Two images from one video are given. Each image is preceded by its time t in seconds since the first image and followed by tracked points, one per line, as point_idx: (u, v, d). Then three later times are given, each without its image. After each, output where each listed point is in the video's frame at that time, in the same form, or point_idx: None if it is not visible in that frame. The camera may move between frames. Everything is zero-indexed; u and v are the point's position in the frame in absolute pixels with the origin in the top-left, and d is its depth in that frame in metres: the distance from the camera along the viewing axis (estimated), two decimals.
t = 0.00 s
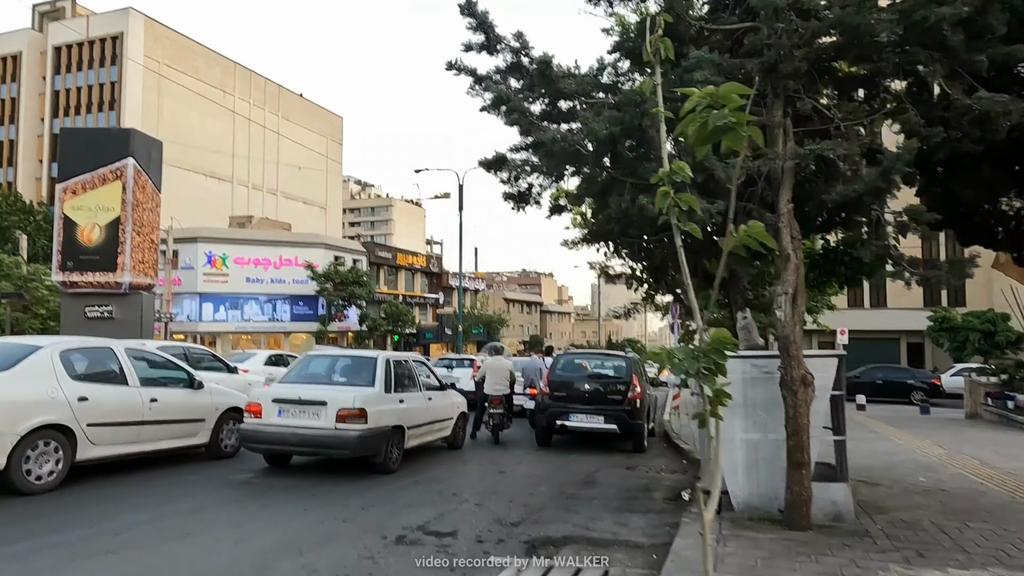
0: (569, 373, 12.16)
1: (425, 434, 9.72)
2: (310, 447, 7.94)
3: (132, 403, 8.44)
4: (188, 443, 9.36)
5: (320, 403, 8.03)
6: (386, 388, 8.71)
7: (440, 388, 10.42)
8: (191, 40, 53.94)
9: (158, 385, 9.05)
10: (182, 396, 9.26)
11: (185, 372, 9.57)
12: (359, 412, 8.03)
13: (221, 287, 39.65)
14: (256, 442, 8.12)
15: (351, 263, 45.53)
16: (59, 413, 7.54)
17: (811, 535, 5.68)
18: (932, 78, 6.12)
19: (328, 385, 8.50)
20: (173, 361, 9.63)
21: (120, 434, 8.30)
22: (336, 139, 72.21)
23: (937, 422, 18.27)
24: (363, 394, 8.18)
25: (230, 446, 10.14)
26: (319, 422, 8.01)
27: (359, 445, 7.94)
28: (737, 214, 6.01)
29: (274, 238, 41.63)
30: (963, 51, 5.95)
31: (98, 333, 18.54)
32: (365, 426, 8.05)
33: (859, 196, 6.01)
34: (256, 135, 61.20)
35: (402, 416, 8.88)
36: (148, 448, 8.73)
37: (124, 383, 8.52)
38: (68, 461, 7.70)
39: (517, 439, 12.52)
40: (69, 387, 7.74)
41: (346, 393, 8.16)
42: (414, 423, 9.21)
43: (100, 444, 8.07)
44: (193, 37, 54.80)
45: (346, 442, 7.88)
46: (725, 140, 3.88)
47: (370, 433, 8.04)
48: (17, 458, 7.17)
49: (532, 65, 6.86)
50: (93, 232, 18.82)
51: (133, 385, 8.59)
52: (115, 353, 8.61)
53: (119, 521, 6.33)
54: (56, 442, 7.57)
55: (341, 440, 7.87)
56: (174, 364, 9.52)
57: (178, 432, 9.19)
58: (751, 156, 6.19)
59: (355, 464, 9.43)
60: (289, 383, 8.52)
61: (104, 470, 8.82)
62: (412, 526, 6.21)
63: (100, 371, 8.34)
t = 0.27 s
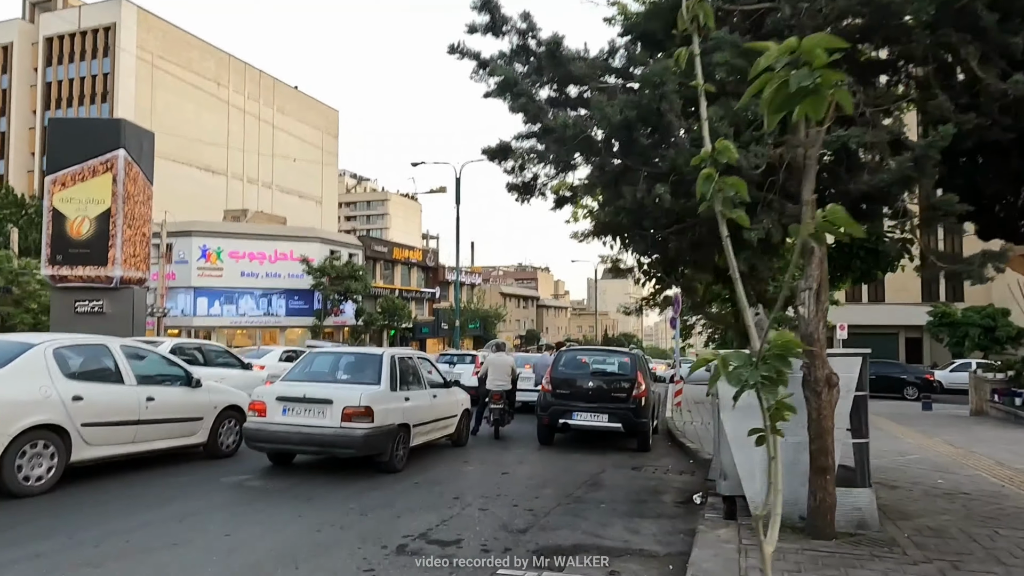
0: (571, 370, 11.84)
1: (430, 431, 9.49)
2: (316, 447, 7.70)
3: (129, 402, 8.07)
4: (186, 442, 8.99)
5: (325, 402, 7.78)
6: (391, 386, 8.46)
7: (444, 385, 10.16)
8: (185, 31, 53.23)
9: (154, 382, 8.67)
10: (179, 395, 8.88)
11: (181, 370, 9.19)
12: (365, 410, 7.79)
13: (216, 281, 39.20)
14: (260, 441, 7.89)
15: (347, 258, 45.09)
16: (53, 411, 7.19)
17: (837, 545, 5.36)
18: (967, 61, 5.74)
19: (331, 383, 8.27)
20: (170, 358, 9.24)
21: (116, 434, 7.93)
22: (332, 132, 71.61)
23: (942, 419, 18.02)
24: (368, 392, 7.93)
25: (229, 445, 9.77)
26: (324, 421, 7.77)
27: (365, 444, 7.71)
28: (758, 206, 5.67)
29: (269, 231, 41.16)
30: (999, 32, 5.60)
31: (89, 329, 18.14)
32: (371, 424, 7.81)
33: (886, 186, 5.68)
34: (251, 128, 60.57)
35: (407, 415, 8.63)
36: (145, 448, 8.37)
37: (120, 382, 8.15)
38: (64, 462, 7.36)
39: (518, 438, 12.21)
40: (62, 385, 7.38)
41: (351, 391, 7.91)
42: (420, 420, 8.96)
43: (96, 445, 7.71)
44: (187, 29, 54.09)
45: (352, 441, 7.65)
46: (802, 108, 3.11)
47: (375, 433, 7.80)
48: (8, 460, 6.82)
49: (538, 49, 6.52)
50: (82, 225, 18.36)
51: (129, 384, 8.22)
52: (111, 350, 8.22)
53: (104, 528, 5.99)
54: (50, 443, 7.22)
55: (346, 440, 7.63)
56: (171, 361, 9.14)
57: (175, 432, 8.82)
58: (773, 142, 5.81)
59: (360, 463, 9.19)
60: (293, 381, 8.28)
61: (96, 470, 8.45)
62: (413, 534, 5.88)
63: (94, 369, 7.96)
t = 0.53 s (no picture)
0: (574, 366, 11.55)
1: (437, 427, 9.24)
2: (324, 444, 7.50)
3: (128, 399, 7.75)
4: (185, 441, 8.66)
5: (332, 398, 7.57)
6: (399, 381, 8.22)
7: (448, 380, 9.88)
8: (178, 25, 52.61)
9: (153, 379, 8.34)
10: (179, 392, 8.55)
11: (181, 366, 8.86)
12: (373, 407, 7.58)
13: (210, 277, 38.79)
14: (266, 438, 7.69)
15: (342, 253, 44.69)
16: (48, 409, 6.85)
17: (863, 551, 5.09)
18: (999, 41, 5.45)
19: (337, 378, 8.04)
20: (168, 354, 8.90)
21: (115, 432, 7.60)
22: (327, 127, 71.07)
23: (946, 415, 17.80)
24: (376, 389, 7.71)
25: (231, 443, 9.43)
26: (332, 418, 7.56)
27: (373, 441, 7.51)
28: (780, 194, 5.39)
29: (264, 227, 40.74)
30: None
31: (80, 324, 17.78)
32: (379, 421, 7.60)
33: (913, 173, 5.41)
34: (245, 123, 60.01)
35: (415, 411, 8.40)
36: (144, 447, 8.04)
37: (119, 378, 7.81)
38: (61, 461, 7.02)
39: (521, 435, 11.92)
40: (60, 382, 7.06)
41: (359, 388, 7.69)
42: (427, 416, 8.71)
43: (94, 444, 7.38)
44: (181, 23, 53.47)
45: (361, 438, 7.46)
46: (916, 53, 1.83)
47: (384, 430, 7.60)
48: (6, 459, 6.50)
49: (546, 31, 6.26)
50: (72, 218, 17.96)
51: (128, 380, 7.88)
52: (109, 345, 7.88)
53: (91, 532, 5.68)
54: (49, 441, 6.91)
55: (354, 437, 7.44)
56: (170, 357, 8.80)
57: (176, 430, 8.49)
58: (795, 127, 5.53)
59: (368, 459, 9.03)
60: (299, 377, 8.05)
61: (90, 469, 8.13)
62: (416, 540, 5.58)
63: (93, 365, 7.63)
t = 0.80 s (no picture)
0: (579, 366, 11.25)
1: (446, 427, 8.97)
2: (335, 445, 7.27)
3: (131, 400, 7.41)
4: (189, 442, 8.33)
5: (343, 398, 7.34)
6: (409, 381, 7.97)
7: (455, 379, 9.58)
8: (172, 20, 51.99)
9: (156, 379, 8.00)
10: (183, 392, 8.20)
11: (184, 366, 8.51)
12: (384, 407, 7.33)
13: (205, 274, 38.35)
14: (276, 439, 7.45)
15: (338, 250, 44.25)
16: (50, 411, 6.54)
17: (896, 564, 4.80)
18: None
19: (346, 378, 7.78)
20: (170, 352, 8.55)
21: (118, 434, 7.28)
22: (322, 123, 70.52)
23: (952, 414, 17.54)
24: (387, 388, 7.45)
25: (235, 444, 9.09)
26: (342, 418, 7.32)
27: (384, 441, 7.27)
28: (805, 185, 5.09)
29: (258, 223, 40.27)
30: None
31: (70, 323, 17.39)
32: (390, 421, 7.36)
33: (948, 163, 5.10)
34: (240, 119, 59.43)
35: (424, 411, 8.12)
36: (147, 450, 7.71)
37: (121, 379, 7.47)
38: (63, 464, 6.72)
39: (525, 436, 11.62)
40: (60, 382, 6.73)
41: (370, 388, 7.45)
42: (436, 416, 8.45)
43: (97, 446, 7.06)
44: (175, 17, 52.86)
45: (372, 437, 7.22)
46: None
47: (395, 430, 7.37)
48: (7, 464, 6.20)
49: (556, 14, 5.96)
50: (62, 215, 17.54)
51: (130, 381, 7.54)
52: (110, 344, 7.53)
53: (78, 544, 5.37)
54: (50, 444, 6.59)
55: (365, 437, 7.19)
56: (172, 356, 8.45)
57: (179, 432, 8.16)
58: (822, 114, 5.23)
59: (376, 459, 8.79)
60: (308, 377, 7.80)
61: (86, 473, 7.81)
62: (422, 552, 5.27)
63: (94, 365, 7.29)
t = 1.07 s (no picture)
0: (575, 364, 10.94)
1: (445, 426, 8.64)
2: (337, 444, 6.92)
3: (124, 399, 7.03)
4: (184, 442, 7.93)
5: (345, 395, 6.99)
6: (410, 378, 7.64)
7: (454, 377, 9.25)
8: (157, 14, 51.07)
9: (149, 377, 7.60)
10: (177, 391, 7.80)
11: (178, 365, 8.10)
12: (387, 404, 6.98)
13: (190, 272, 37.69)
14: (277, 439, 7.09)
15: (326, 248, 43.68)
16: (39, 409, 6.16)
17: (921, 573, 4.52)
18: None
19: (344, 375, 7.43)
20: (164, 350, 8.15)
21: (110, 434, 6.90)
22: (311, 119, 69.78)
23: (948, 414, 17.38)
24: (390, 386, 7.13)
25: (229, 444, 8.69)
26: (345, 415, 6.96)
27: (387, 440, 6.93)
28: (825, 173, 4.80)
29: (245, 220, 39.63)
30: None
31: (51, 320, 16.90)
32: (393, 419, 7.03)
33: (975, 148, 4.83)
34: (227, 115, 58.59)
35: (426, 410, 7.79)
36: (140, 451, 7.32)
37: (114, 377, 7.08)
38: (54, 465, 6.35)
39: (522, 435, 11.31)
40: (49, 379, 6.33)
41: (373, 385, 7.11)
42: (436, 415, 8.12)
43: (89, 447, 6.68)
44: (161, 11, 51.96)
45: (374, 436, 6.88)
46: None
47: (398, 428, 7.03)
48: None
49: None
50: (42, 209, 17.01)
51: (124, 380, 7.15)
52: (102, 341, 7.13)
53: (49, 554, 4.99)
54: (39, 445, 6.22)
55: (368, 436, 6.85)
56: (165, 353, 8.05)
57: (173, 432, 7.76)
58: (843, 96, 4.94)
59: (374, 460, 8.46)
60: (307, 374, 7.45)
61: (70, 475, 7.43)
62: (418, 562, 4.93)
63: (86, 363, 6.89)
